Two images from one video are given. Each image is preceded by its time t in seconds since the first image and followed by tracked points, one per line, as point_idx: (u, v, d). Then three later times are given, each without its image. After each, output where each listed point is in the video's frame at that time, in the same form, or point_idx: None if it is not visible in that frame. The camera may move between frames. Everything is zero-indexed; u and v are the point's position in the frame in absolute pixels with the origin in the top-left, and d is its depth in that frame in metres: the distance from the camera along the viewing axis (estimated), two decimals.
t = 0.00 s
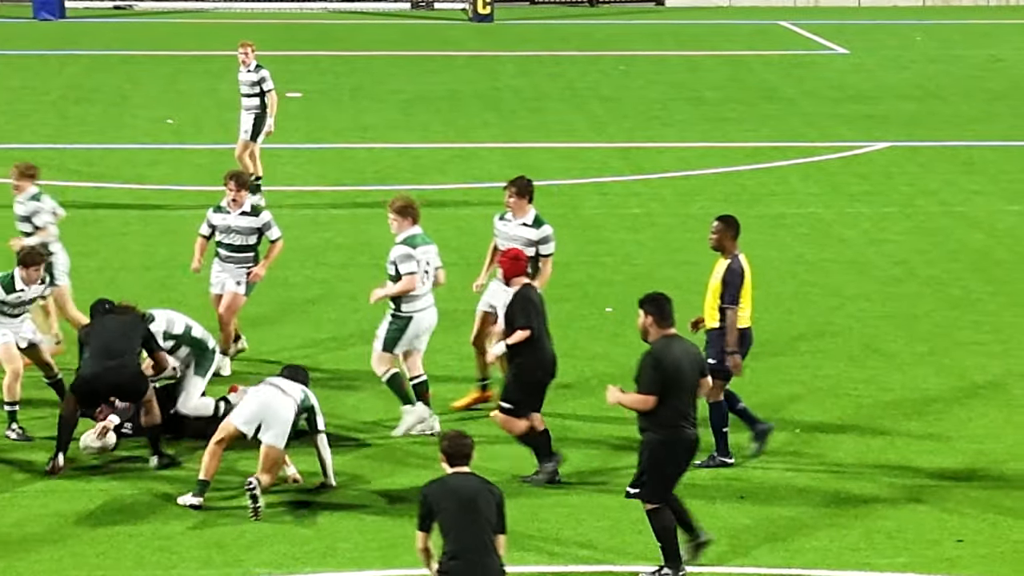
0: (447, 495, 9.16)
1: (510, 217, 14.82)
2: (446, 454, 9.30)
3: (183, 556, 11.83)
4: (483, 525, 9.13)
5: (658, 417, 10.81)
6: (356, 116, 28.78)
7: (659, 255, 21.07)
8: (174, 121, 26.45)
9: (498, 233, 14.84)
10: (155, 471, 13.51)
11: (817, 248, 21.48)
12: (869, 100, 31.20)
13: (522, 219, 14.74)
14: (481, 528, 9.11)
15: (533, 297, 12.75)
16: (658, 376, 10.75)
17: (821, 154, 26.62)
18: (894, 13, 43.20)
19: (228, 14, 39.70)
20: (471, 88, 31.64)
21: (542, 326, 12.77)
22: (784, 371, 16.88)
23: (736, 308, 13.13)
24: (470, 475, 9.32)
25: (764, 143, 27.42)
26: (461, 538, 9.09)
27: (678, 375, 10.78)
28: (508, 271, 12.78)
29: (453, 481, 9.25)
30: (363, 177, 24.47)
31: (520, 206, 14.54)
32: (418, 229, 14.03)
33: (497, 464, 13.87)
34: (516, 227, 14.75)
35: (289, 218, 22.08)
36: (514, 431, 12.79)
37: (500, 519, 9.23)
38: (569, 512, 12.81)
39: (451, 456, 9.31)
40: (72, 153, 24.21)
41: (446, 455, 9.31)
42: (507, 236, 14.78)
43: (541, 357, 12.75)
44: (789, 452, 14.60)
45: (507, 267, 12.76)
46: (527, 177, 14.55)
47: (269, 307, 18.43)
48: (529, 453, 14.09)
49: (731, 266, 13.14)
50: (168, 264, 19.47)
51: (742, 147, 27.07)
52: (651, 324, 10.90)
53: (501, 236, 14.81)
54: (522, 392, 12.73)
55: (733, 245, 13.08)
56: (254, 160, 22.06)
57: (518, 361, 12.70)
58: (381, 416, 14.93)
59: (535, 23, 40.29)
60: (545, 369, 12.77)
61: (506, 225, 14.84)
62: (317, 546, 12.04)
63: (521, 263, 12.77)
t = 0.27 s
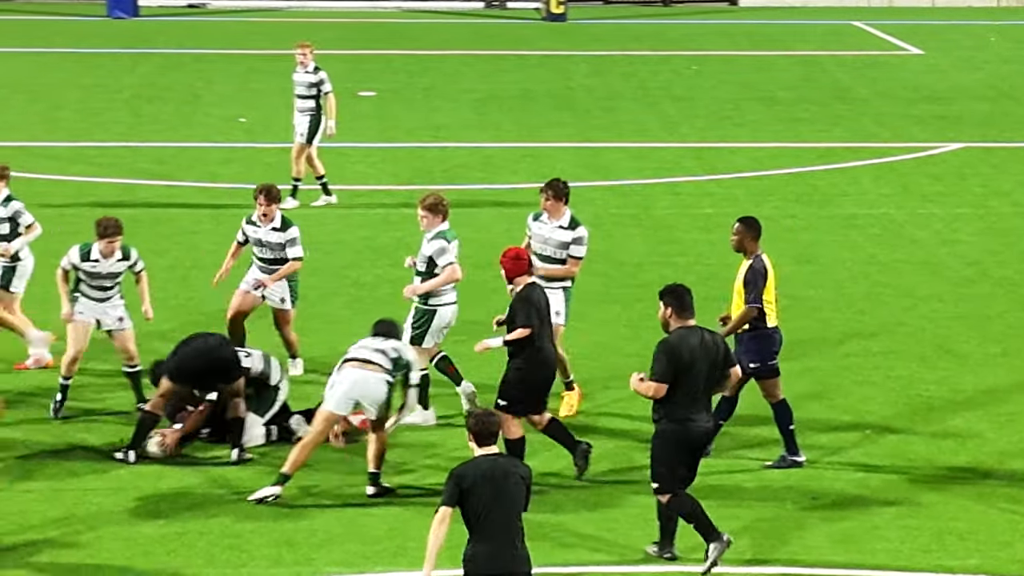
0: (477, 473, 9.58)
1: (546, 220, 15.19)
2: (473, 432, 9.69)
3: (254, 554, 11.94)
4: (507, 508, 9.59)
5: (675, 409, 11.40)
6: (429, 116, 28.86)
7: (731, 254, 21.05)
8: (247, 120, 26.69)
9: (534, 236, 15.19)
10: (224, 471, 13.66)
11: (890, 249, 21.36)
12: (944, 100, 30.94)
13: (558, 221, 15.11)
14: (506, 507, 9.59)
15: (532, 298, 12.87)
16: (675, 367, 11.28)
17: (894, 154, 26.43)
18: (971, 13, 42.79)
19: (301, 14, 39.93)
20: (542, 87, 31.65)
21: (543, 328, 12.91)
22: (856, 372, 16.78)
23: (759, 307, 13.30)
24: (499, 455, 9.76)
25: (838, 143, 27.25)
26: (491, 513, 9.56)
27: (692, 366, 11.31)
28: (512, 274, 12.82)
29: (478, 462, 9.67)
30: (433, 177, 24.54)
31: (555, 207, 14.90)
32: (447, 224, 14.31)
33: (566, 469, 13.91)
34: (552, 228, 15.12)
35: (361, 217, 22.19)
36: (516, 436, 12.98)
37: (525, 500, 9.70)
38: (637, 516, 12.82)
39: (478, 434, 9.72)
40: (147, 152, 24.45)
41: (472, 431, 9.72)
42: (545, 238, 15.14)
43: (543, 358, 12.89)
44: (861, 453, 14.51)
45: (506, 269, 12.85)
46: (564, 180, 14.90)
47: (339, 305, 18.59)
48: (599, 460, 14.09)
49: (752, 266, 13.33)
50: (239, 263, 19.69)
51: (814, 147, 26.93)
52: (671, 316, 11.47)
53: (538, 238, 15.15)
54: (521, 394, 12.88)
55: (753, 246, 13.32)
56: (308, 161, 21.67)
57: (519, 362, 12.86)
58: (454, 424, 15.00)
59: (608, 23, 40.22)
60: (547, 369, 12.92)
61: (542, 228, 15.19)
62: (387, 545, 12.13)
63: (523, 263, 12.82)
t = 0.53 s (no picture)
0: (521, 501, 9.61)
1: (608, 218, 15.19)
2: (514, 465, 9.77)
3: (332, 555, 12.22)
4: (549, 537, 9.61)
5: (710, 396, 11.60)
6: (507, 116, 28.95)
7: (807, 255, 20.99)
8: (325, 119, 26.93)
9: (596, 233, 15.19)
10: (301, 471, 14.00)
11: (969, 249, 21.20)
12: None
13: (621, 218, 15.14)
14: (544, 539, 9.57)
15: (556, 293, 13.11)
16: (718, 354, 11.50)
17: (974, 155, 26.21)
18: None
19: (380, 13, 40.17)
20: (619, 87, 31.64)
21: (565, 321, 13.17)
22: (932, 373, 16.70)
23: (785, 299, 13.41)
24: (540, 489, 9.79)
25: (917, 144, 27.05)
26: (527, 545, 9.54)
27: (732, 355, 11.55)
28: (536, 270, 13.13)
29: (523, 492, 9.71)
30: (510, 177, 24.62)
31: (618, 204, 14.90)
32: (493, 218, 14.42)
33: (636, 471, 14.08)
34: (617, 226, 15.13)
35: (439, 216, 22.33)
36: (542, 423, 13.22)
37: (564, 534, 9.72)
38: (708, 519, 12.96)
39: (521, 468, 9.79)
40: (228, 151, 24.75)
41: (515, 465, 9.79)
42: (610, 235, 15.13)
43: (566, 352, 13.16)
44: (935, 454, 14.47)
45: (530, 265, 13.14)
46: (623, 177, 14.88)
47: (416, 303, 18.76)
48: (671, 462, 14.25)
49: (777, 259, 13.44)
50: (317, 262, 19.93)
51: (894, 148, 26.75)
52: (706, 303, 11.72)
53: (602, 235, 15.15)
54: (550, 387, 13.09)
55: (779, 240, 13.42)
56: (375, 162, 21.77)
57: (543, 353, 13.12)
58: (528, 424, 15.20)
59: (686, 22, 40.12)
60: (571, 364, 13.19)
61: (605, 226, 15.18)
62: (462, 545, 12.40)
63: (545, 262, 13.13)
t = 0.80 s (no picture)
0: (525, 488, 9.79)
1: (687, 218, 15.06)
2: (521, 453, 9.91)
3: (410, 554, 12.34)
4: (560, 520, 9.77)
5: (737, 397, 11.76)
6: (584, 115, 28.84)
7: (888, 256, 20.78)
8: (403, 118, 26.98)
9: (674, 233, 15.06)
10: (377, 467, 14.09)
11: None
12: None
13: (700, 218, 15.01)
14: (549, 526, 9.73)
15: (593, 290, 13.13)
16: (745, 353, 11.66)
17: None
18: None
19: (458, 12, 40.17)
20: (697, 87, 31.45)
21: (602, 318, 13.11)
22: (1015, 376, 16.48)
23: (825, 299, 13.51)
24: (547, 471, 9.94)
25: (1001, 145, 26.66)
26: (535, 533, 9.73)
27: (761, 356, 11.68)
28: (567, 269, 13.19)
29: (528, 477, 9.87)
30: (588, 177, 24.53)
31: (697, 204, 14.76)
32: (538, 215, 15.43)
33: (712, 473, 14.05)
34: (694, 226, 15.00)
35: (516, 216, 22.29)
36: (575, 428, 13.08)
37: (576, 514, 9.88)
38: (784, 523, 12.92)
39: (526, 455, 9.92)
40: (307, 149, 24.85)
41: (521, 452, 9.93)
42: (689, 236, 14.99)
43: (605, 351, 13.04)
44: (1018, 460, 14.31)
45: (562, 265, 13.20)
46: (701, 178, 14.75)
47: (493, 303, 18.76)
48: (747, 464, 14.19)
49: (812, 258, 13.58)
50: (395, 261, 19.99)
51: (976, 148, 26.39)
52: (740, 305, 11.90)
53: (680, 235, 15.02)
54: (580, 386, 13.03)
55: (815, 239, 13.59)
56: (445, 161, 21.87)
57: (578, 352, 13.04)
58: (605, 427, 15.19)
59: (765, 22, 39.81)
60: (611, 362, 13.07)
61: (684, 226, 15.05)
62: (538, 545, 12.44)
63: (576, 260, 13.17)
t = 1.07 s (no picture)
0: (565, 473, 9.99)
1: (758, 216, 14.90)
2: (567, 438, 10.15)
3: (476, 551, 12.41)
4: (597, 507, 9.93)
5: (782, 382, 11.95)
6: (655, 115, 28.74)
7: (962, 257, 20.53)
8: (474, 118, 27.01)
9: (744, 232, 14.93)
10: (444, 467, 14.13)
11: None
12: None
13: (771, 217, 14.84)
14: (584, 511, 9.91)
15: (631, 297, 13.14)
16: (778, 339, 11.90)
17: None
18: None
19: (529, 12, 40.15)
20: (769, 87, 31.26)
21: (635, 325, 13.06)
22: None
23: (848, 300, 13.71)
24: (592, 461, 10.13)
25: None
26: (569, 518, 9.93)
27: (802, 339, 11.88)
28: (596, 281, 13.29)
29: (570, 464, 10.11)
30: (659, 177, 24.43)
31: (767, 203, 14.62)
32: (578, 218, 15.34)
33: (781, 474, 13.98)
34: (765, 225, 14.84)
35: (586, 216, 22.24)
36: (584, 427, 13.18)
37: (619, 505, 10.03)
38: (854, 523, 12.83)
39: (571, 442, 10.16)
40: (379, 149, 24.91)
41: (565, 438, 10.18)
42: (759, 235, 14.86)
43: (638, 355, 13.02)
44: None
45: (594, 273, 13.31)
46: (770, 175, 14.71)
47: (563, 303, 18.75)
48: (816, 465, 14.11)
49: (842, 258, 13.85)
50: (465, 261, 20.02)
51: None
52: (786, 293, 12.13)
53: (750, 234, 14.89)
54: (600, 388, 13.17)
55: (847, 238, 13.98)
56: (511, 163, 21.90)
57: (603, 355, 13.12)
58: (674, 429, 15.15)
59: (839, 22, 39.49)
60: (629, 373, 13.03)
61: (754, 224, 14.92)
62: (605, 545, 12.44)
63: (607, 272, 13.28)
